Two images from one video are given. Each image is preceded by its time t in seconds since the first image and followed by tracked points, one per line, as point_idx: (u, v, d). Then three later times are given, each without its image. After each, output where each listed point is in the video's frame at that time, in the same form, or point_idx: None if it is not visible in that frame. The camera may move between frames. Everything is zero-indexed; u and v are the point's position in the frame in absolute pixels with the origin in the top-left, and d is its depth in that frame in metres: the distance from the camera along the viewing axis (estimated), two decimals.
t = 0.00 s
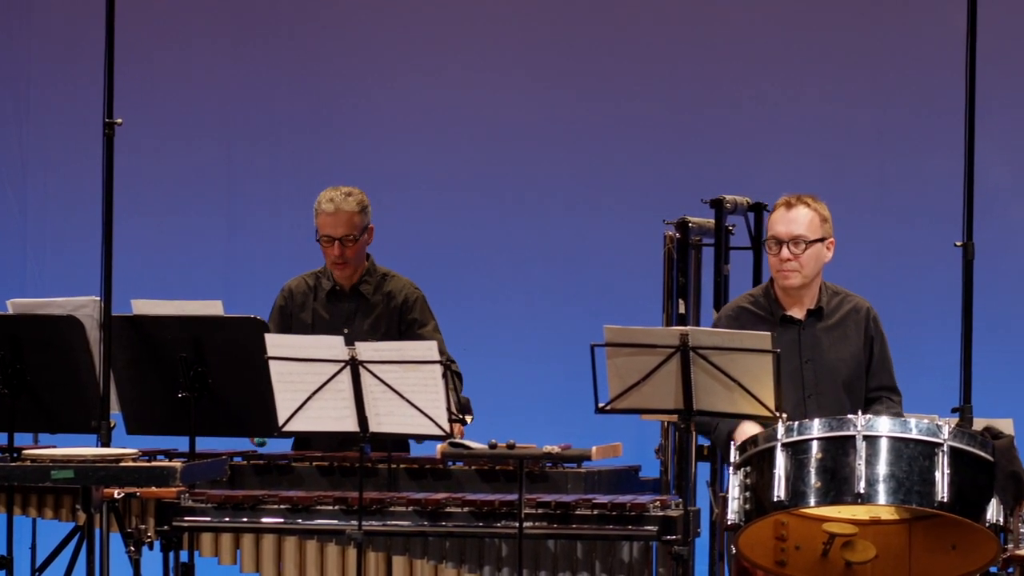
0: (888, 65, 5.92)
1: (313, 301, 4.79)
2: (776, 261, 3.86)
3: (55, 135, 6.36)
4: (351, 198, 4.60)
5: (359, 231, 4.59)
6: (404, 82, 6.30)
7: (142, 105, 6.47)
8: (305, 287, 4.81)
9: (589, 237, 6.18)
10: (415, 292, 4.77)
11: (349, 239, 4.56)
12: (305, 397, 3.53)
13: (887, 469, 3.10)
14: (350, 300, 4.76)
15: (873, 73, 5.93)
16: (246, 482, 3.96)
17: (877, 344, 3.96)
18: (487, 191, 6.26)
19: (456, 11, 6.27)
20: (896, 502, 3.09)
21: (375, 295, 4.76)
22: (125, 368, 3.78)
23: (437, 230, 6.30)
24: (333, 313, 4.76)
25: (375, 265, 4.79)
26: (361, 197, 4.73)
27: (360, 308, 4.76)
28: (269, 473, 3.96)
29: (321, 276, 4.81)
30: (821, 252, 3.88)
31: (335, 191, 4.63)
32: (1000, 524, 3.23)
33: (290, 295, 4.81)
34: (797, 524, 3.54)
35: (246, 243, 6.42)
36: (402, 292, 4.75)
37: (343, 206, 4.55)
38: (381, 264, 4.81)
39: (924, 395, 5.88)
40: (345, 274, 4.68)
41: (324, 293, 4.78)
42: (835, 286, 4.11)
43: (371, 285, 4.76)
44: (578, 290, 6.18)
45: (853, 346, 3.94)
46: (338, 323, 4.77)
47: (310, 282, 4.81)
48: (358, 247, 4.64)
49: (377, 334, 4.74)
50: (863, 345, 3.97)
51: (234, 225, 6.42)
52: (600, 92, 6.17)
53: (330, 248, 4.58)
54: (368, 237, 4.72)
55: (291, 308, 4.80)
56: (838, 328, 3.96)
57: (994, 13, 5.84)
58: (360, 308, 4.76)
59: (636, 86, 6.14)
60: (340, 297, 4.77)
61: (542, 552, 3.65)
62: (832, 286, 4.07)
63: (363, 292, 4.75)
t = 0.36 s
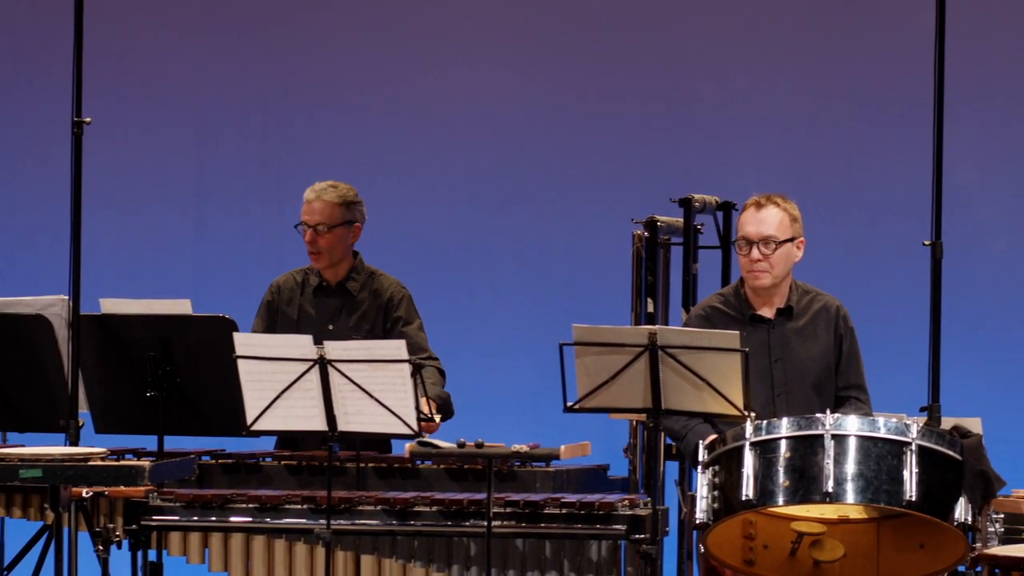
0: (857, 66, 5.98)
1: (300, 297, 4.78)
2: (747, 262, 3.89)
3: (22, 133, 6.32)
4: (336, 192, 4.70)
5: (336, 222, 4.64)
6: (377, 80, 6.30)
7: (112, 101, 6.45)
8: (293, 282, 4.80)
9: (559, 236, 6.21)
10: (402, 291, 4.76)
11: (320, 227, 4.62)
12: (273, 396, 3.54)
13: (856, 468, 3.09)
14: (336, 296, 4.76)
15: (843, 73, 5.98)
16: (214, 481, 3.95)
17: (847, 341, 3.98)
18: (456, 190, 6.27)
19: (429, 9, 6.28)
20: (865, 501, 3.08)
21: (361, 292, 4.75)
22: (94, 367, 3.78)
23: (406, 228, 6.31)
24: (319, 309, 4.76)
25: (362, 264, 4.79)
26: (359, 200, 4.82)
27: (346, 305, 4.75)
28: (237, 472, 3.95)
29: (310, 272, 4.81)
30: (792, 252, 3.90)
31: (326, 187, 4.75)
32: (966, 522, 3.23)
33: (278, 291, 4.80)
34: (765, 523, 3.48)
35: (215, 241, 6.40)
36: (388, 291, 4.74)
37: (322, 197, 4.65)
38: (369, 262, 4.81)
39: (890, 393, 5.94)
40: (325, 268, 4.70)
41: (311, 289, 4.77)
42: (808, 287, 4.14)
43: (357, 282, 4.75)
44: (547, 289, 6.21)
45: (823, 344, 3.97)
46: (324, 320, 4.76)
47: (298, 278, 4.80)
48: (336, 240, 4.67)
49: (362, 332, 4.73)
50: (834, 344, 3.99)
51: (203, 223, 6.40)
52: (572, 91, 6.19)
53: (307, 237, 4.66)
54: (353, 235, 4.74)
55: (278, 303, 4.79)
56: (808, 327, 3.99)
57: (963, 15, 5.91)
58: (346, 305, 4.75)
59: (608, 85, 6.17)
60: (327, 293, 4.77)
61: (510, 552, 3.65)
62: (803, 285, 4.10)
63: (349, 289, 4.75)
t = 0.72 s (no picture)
0: (826, 67, 6.03)
1: (274, 296, 4.78)
2: (714, 256, 3.89)
3: None
4: (307, 190, 4.72)
5: (305, 220, 4.66)
6: (349, 79, 6.31)
7: (82, 99, 6.43)
8: (267, 282, 4.80)
9: (528, 235, 6.24)
10: (374, 291, 4.76)
11: (288, 224, 4.64)
12: (243, 395, 3.54)
13: (824, 467, 3.10)
14: (309, 296, 4.76)
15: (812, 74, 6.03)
16: (184, 480, 3.96)
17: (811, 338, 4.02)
18: (426, 189, 6.27)
19: (401, 9, 6.29)
20: (834, 500, 3.09)
21: (335, 292, 4.76)
22: (62, 366, 3.76)
23: (376, 227, 6.31)
24: (292, 308, 4.76)
25: (336, 263, 4.80)
26: (333, 199, 4.84)
27: (318, 305, 4.76)
28: (206, 471, 3.95)
29: (284, 271, 4.82)
30: (758, 247, 3.91)
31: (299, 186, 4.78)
32: (936, 522, 3.27)
33: (251, 291, 4.80)
34: (733, 522, 3.49)
35: (184, 240, 6.38)
36: (361, 292, 4.75)
37: (293, 195, 4.68)
38: (343, 263, 4.82)
39: (856, 392, 6.00)
40: (296, 265, 4.72)
41: (285, 288, 4.77)
42: (769, 284, 4.18)
43: (330, 282, 4.76)
44: (517, 288, 6.23)
45: (787, 340, 4.00)
46: (296, 320, 4.76)
47: (272, 277, 4.80)
48: (305, 238, 4.68)
49: (335, 332, 4.72)
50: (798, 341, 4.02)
51: (171, 222, 6.38)
52: (544, 91, 6.21)
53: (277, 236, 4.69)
54: (325, 233, 4.75)
55: (252, 302, 4.78)
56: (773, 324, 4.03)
57: (928, 18, 5.98)
58: (318, 305, 4.75)
59: (577, 85, 6.20)
60: (300, 292, 4.77)
61: (480, 549, 3.69)
62: (765, 282, 4.14)
63: (322, 289, 4.76)
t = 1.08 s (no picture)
0: (794, 69, 6.09)
1: (244, 296, 4.78)
2: (663, 256, 3.90)
3: None
4: (277, 189, 4.73)
5: (274, 219, 4.66)
6: (321, 77, 6.31)
7: (51, 96, 6.40)
8: (237, 281, 4.80)
9: (498, 234, 6.26)
10: (344, 291, 4.78)
11: (256, 223, 4.64)
12: (212, 393, 3.55)
13: (793, 465, 3.14)
14: (278, 296, 4.77)
15: (781, 74, 6.08)
16: (153, 479, 3.97)
17: (767, 336, 4.08)
18: (396, 188, 6.28)
19: (373, 7, 6.30)
20: (803, 498, 3.14)
21: (305, 292, 4.76)
22: (31, 364, 3.76)
23: (346, 226, 6.32)
24: (261, 308, 4.76)
25: (306, 263, 4.80)
26: (302, 199, 4.85)
27: (287, 305, 4.76)
28: (175, 470, 3.95)
29: (253, 270, 4.82)
30: (707, 247, 3.93)
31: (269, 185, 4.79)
32: (905, 520, 3.29)
33: (221, 290, 4.79)
34: (703, 520, 3.51)
35: (153, 238, 6.37)
36: (330, 291, 4.76)
37: (262, 194, 4.69)
38: (313, 262, 4.82)
39: (824, 390, 6.06)
40: (264, 264, 4.72)
41: (255, 288, 4.77)
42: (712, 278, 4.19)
43: (299, 282, 4.77)
44: (487, 287, 6.25)
45: (740, 338, 4.06)
46: (266, 319, 4.77)
47: (242, 276, 4.80)
48: (273, 237, 4.68)
49: (304, 332, 4.73)
50: (750, 337, 4.09)
51: (140, 220, 6.36)
52: (515, 90, 6.24)
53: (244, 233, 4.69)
54: (294, 233, 4.75)
55: (222, 302, 4.78)
56: (724, 322, 4.05)
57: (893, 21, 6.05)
58: (287, 304, 4.76)
59: (546, 85, 6.23)
60: (271, 292, 4.78)
61: (448, 548, 3.70)
62: (710, 278, 4.15)
63: (292, 289, 4.76)
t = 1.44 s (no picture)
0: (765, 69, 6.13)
1: (217, 295, 4.77)
2: (635, 258, 3.92)
3: None
4: (252, 188, 4.73)
5: (247, 218, 4.66)
6: (294, 76, 6.31)
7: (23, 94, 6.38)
8: (210, 280, 4.79)
9: (471, 233, 6.27)
10: (318, 290, 4.78)
11: (230, 221, 4.64)
12: (185, 393, 3.56)
13: (766, 464, 3.17)
14: (251, 295, 4.76)
15: (755, 74, 6.12)
16: (125, 478, 3.96)
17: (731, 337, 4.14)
18: (369, 187, 6.29)
19: (348, 6, 6.30)
20: (776, 498, 3.16)
21: (278, 291, 4.76)
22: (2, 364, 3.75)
23: (319, 225, 6.32)
24: (234, 307, 4.76)
25: (279, 262, 4.80)
26: (277, 197, 4.85)
27: (260, 304, 4.76)
28: (148, 470, 3.95)
29: (226, 269, 4.81)
30: (679, 249, 3.96)
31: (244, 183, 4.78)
32: (877, 519, 3.33)
33: (194, 289, 4.78)
34: (675, 519, 3.54)
35: (125, 237, 6.34)
36: (303, 291, 4.76)
37: (236, 192, 4.69)
38: (286, 262, 4.82)
39: (795, 389, 6.10)
40: (237, 263, 4.72)
41: (227, 287, 4.77)
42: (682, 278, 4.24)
43: (272, 281, 4.76)
44: (460, 286, 6.26)
45: (707, 337, 4.08)
46: (238, 318, 4.76)
47: (215, 275, 4.80)
48: (246, 235, 4.68)
49: (277, 332, 4.73)
50: (715, 336, 4.12)
51: (112, 219, 6.34)
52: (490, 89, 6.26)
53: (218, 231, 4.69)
54: (267, 232, 4.75)
55: (195, 301, 4.77)
56: (692, 321, 4.08)
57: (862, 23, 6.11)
58: (259, 304, 4.75)
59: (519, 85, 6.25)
60: (244, 291, 4.77)
61: (421, 547, 3.71)
62: (680, 278, 4.19)
63: (266, 288, 4.76)
